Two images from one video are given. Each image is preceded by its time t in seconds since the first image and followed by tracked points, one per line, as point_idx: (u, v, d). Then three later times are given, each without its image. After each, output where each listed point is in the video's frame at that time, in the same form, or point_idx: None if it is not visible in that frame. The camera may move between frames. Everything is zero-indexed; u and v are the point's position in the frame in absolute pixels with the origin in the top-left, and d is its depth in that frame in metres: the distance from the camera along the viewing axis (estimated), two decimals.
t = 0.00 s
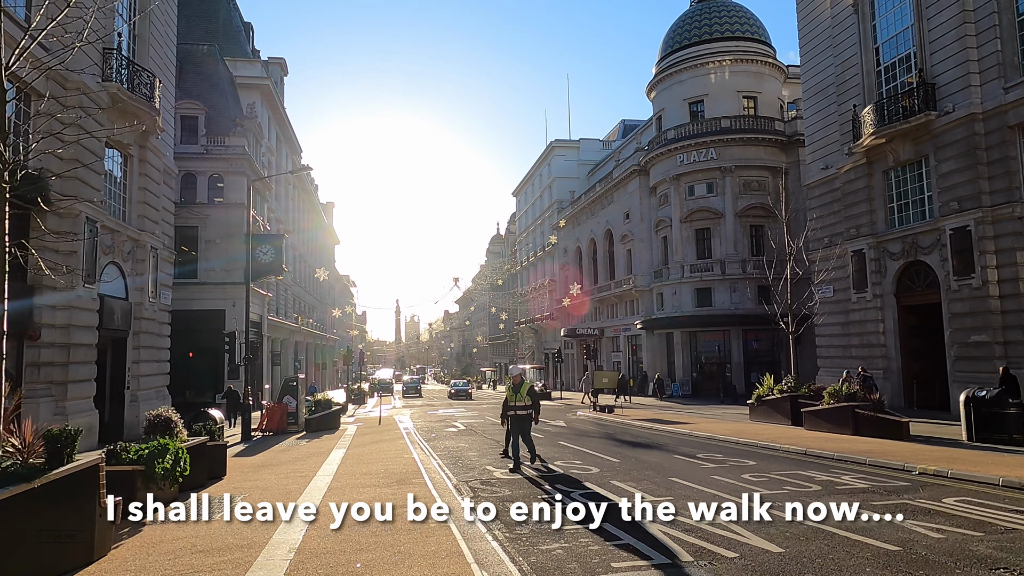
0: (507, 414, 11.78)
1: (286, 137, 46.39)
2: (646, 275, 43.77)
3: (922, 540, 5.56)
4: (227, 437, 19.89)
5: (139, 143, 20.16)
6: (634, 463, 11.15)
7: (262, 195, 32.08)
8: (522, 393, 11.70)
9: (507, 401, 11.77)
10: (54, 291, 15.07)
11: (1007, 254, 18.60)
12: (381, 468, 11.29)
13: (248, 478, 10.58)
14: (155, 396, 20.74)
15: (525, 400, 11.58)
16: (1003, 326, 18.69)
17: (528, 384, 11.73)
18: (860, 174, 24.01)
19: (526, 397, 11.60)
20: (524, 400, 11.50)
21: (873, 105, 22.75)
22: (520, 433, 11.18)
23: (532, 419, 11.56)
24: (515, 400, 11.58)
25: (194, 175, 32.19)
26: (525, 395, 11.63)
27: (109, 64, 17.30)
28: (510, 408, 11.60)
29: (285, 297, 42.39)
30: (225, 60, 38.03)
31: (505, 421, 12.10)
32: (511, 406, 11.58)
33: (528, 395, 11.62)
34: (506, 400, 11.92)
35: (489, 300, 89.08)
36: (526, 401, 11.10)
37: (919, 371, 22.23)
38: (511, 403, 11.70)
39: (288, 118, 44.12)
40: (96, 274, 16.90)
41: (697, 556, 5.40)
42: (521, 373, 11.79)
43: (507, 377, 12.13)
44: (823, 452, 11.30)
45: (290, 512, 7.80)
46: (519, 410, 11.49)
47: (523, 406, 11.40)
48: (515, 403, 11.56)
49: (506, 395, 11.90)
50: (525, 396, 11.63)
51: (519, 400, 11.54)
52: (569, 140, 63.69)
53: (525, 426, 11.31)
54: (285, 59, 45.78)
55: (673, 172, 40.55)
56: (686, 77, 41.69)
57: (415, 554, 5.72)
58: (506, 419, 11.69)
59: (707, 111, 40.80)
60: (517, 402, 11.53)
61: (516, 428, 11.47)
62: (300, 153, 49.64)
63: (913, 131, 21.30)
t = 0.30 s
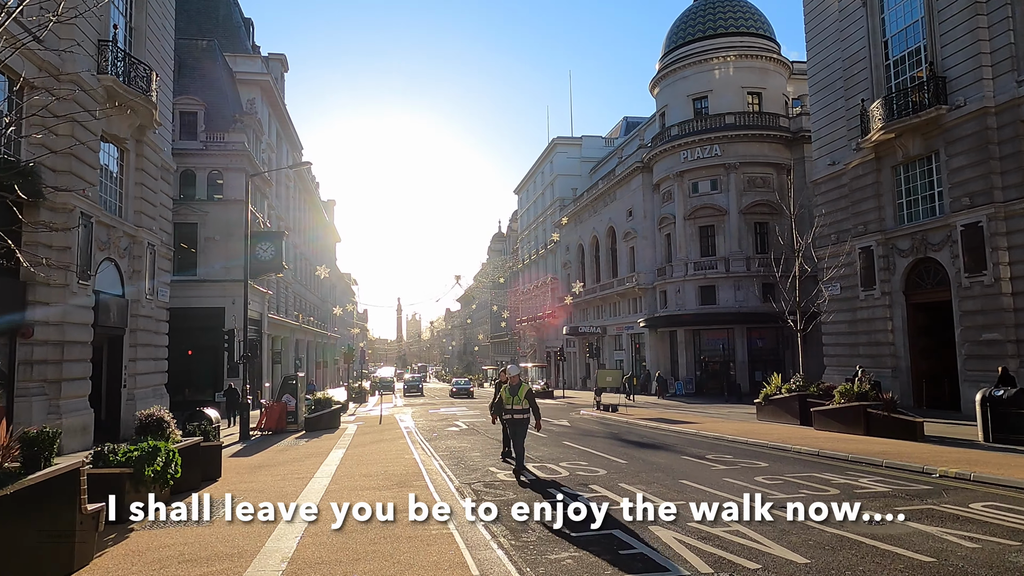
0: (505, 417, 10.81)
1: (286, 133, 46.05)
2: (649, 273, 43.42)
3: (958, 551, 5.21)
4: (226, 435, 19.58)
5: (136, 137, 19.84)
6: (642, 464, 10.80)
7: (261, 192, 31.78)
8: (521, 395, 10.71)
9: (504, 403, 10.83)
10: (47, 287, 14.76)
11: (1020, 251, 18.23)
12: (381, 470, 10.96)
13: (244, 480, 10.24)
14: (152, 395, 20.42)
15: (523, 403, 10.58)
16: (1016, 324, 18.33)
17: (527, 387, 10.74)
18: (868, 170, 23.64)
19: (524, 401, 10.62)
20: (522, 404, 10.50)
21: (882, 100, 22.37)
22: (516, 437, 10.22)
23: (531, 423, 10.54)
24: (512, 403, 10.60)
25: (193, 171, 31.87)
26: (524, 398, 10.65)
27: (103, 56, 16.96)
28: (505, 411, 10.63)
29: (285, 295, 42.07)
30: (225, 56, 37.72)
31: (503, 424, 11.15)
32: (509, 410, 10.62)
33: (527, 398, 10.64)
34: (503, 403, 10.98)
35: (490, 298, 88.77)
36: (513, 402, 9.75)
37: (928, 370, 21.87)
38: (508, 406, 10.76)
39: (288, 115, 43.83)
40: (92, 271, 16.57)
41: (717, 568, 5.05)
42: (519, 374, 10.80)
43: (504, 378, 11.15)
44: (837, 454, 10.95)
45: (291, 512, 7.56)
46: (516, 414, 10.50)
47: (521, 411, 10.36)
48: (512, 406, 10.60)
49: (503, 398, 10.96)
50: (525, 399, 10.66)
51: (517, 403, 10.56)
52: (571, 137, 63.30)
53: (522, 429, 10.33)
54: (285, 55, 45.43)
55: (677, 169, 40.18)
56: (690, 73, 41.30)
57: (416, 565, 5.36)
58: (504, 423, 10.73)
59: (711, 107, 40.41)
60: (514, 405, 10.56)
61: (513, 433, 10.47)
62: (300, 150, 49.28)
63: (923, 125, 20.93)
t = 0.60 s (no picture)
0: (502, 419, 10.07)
1: (290, 133, 45.82)
2: (655, 273, 43.04)
3: (1004, 565, 4.86)
4: (226, 437, 19.22)
5: (136, 134, 19.55)
6: (654, 468, 10.45)
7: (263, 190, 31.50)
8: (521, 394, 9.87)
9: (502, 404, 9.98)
10: (43, 285, 14.46)
11: None
12: (384, 473, 10.63)
13: (243, 483, 9.92)
14: (152, 396, 20.12)
15: (522, 403, 9.75)
16: None
17: (527, 385, 9.82)
18: (879, 167, 23.23)
19: (525, 400, 9.76)
20: (522, 405, 9.66)
21: (894, 95, 21.96)
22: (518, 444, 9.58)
23: (531, 424, 9.81)
24: (511, 403, 9.76)
25: (195, 170, 31.61)
26: (524, 398, 9.77)
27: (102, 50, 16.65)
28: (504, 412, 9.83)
29: (288, 295, 41.81)
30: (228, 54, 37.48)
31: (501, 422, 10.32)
32: (507, 410, 9.82)
33: (528, 398, 9.76)
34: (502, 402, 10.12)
35: (494, 298, 88.44)
36: (528, 405, 9.51)
37: (941, 370, 21.45)
38: (507, 406, 9.93)
39: (291, 114, 43.61)
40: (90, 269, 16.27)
41: None
42: (520, 372, 9.83)
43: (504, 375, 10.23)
44: (856, 457, 10.57)
45: (292, 516, 7.26)
46: (514, 416, 9.75)
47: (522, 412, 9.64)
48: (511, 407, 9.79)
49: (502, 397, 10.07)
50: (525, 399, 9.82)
51: (516, 404, 9.70)
52: (575, 137, 62.93)
53: (523, 433, 9.70)
54: (289, 54, 45.18)
55: (683, 168, 39.78)
56: (696, 70, 40.91)
57: None
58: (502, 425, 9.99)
59: (717, 105, 40.00)
60: (513, 406, 9.71)
61: (513, 435, 9.81)
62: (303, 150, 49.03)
63: (937, 121, 20.51)
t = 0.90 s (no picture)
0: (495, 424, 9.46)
1: (296, 132, 45.65)
2: (663, 272, 42.63)
3: None
4: (229, 437, 18.94)
5: (139, 130, 19.34)
6: (668, 469, 10.10)
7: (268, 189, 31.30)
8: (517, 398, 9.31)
9: (495, 408, 9.37)
10: (43, 282, 14.24)
11: None
12: (389, 474, 10.31)
13: (244, 484, 9.65)
14: (156, 395, 19.90)
15: (518, 408, 9.20)
16: None
17: (522, 389, 9.32)
18: (894, 163, 22.78)
19: (520, 404, 9.21)
20: (518, 409, 9.11)
21: (910, 90, 21.51)
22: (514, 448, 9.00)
23: (527, 429, 9.21)
24: (506, 408, 9.19)
25: (201, 168, 31.44)
26: (520, 402, 9.23)
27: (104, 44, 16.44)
28: (499, 417, 9.25)
29: (295, 295, 41.57)
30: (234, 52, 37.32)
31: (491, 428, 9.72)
32: (502, 415, 9.24)
33: (523, 402, 9.22)
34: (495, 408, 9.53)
35: (501, 298, 88.18)
36: (529, 405, 9.20)
37: (957, 370, 20.98)
38: (501, 411, 9.35)
39: (299, 113, 43.48)
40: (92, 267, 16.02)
41: None
42: (514, 374, 9.39)
43: (496, 380, 9.72)
44: (878, 459, 10.18)
45: (294, 518, 7.00)
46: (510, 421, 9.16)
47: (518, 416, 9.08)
48: (505, 411, 9.22)
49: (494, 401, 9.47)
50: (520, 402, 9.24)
51: (512, 408, 9.14)
52: (583, 136, 62.55)
53: (519, 438, 9.06)
54: (295, 53, 45.04)
55: (692, 166, 39.35)
56: (705, 67, 40.48)
57: None
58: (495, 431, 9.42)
59: (727, 102, 39.56)
60: (508, 410, 9.15)
61: (508, 442, 9.23)
62: (309, 149, 48.86)
63: (954, 115, 20.05)
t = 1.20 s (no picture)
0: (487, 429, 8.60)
1: (299, 128, 45.35)
2: (669, 270, 42.23)
3: None
4: (229, 436, 18.62)
5: (137, 125, 19.01)
6: (680, 472, 9.74)
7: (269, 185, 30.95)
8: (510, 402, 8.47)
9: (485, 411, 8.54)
10: (38, 279, 13.93)
11: None
12: (391, 477, 9.96)
13: (241, 488, 9.32)
14: (155, 394, 19.62)
15: (510, 411, 8.34)
16: None
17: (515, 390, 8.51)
18: (906, 158, 22.34)
19: (512, 407, 8.36)
20: (511, 412, 8.28)
21: (923, 83, 21.05)
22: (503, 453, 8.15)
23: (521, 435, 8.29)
24: (497, 410, 8.35)
25: (202, 165, 31.15)
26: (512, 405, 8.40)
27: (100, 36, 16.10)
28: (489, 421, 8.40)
29: (298, 292, 41.27)
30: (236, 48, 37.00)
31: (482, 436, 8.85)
32: (492, 419, 8.38)
33: (516, 404, 8.39)
34: (486, 410, 8.69)
35: (505, 296, 87.87)
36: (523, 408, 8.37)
37: (971, 369, 20.56)
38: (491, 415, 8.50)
39: (300, 109, 43.12)
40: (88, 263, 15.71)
41: None
42: (507, 375, 8.63)
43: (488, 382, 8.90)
44: (898, 462, 9.79)
45: (289, 525, 6.67)
46: (501, 425, 8.29)
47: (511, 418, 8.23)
48: (496, 414, 8.37)
49: (485, 405, 8.64)
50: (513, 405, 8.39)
51: (503, 410, 8.31)
52: (587, 132, 62.11)
53: (511, 445, 8.14)
54: (297, 49, 44.73)
55: (698, 162, 38.91)
56: (711, 62, 40.01)
57: None
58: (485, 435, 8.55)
59: (733, 97, 39.09)
60: (499, 413, 8.31)
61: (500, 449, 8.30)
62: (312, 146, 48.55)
63: (969, 108, 19.60)
